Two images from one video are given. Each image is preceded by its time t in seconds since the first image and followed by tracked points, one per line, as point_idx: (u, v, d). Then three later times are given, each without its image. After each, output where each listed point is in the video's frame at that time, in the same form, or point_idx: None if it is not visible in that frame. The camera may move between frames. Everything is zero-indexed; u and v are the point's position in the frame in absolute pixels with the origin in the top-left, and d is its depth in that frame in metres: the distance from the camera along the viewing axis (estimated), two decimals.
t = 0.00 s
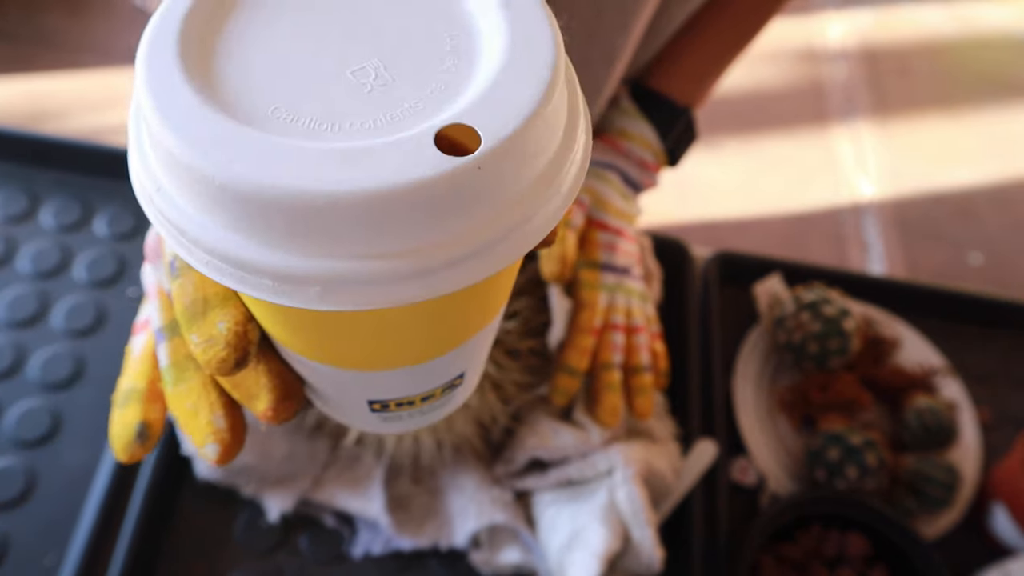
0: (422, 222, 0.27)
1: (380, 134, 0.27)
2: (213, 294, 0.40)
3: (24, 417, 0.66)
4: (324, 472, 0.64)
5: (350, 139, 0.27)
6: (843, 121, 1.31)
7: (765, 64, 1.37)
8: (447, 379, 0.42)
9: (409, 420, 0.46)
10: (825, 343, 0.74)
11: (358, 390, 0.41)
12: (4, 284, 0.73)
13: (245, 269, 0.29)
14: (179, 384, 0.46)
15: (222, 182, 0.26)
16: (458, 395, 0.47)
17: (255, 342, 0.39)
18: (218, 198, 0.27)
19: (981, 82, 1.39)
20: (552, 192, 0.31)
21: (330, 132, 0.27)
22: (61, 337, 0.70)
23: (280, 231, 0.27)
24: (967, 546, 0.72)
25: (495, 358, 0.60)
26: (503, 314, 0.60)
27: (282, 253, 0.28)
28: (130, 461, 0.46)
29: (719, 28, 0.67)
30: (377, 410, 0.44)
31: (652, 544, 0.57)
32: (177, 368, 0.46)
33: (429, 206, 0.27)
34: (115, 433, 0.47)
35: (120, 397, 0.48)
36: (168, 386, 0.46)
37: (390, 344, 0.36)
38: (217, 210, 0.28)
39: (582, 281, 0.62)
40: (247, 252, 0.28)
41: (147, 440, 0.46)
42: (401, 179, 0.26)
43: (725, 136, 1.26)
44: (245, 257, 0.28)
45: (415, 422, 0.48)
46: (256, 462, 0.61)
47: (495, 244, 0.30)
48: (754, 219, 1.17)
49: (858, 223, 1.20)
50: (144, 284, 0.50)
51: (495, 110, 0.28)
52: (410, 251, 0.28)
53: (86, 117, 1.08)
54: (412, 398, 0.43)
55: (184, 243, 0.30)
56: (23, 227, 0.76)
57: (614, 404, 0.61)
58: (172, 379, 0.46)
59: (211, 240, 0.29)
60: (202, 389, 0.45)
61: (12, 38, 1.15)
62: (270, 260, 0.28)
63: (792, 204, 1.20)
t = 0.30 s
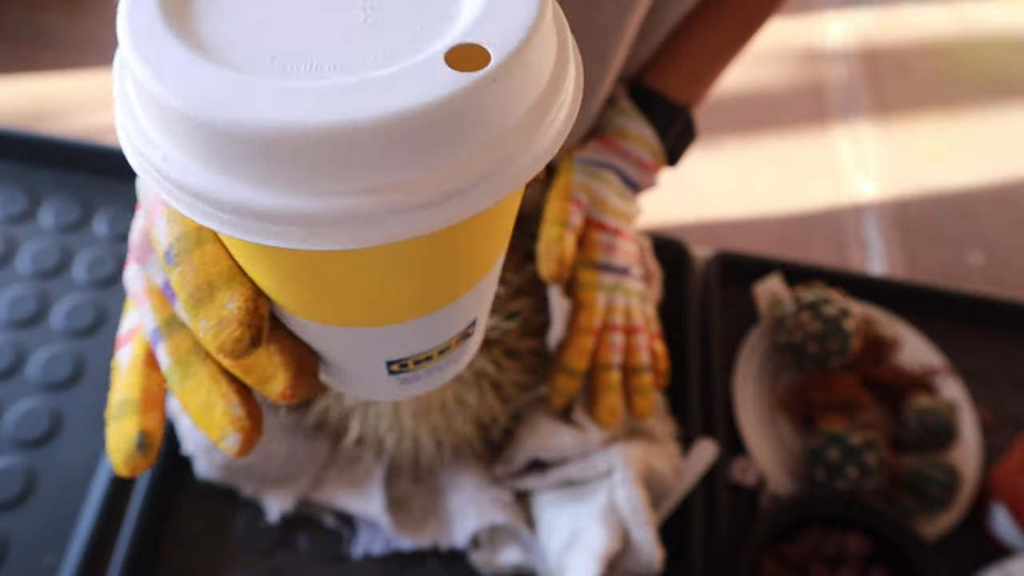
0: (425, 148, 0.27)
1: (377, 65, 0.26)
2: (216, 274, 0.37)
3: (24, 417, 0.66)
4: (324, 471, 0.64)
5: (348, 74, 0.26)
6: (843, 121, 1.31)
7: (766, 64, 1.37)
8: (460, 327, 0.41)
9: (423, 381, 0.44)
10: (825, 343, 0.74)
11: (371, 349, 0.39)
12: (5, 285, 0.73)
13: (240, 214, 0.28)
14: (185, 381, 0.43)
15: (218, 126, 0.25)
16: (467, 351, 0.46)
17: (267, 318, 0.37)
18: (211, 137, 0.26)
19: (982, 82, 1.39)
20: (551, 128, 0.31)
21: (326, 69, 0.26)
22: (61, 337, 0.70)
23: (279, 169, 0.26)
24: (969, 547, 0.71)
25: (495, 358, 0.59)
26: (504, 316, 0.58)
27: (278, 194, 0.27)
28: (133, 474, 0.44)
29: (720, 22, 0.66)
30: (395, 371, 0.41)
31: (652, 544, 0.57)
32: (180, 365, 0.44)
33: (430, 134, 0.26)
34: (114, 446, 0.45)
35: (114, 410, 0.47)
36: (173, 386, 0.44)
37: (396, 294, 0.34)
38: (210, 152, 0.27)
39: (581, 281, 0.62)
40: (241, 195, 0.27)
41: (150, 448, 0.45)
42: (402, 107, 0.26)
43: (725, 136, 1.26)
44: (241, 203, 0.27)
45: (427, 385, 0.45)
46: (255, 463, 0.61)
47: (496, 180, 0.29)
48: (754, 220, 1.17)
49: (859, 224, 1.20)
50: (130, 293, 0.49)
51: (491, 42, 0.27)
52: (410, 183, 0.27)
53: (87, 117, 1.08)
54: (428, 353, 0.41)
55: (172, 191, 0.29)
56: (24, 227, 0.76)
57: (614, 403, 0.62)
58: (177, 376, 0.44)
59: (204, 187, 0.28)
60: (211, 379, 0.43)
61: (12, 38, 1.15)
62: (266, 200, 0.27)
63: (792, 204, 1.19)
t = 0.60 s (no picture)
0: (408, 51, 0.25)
1: None
2: (167, 198, 0.34)
3: (24, 417, 0.66)
4: (324, 471, 0.65)
5: None
6: (843, 121, 1.31)
7: (766, 64, 1.36)
8: (403, 310, 0.38)
9: (362, 367, 0.42)
10: (826, 343, 0.74)
11: (311, 311, 0.37)
12: (4, 284, 0.73)
13: (208, 108, 0.26)
14: (116, 317, 0.40)
15: (205, 12, 0.25)
16: (415, 344, 0.43)
17: (207, 254, 0.34)
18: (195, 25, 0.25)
19: (981, 83, 1.39)
20: (537, 70, 0.30)
21: None
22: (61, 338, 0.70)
23: (256, 58, 0.25)
24: (968, 546, 0.72)
25: (495, 358, 0.58)
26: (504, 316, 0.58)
27: (253, 88, 0.25)
28: (41, 412, 0.42)
29: (721, 20, 0.64)
30: (327, 347, 0.39)
31: (652, 544, 0.57)
32: (114, 301, 0.41)
33: (414, 46, 0.25)
34: (28, 381, 0.43)
35: (38, 345, 0.44)
36: (103, 320, 0.41)
37: (349, 237, 0.32)
38: (191, 38, 0.25)
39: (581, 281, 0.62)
40: (213, 86, 0.26)
41: (63, 388, 0.43)
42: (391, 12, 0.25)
43: (724, 136, 1.26)
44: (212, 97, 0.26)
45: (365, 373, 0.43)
46: (255, 463, 0.62)
47: (479, 107, 0.28)
48: (754, 220, 1.16)
49: (859, 223, 1.20)
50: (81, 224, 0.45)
51: None
52: (385, 95, 0.26)
53: (86, 117, 1.08)
54: (368, 332, 0.39)
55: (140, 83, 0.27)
56: (24, 227, 0.76)
57: (614, 404, 0.61)
58: (108, 311, 0.40)
59: (176, 78, 0.26)
60: (139, 319, 0.40)
61: (11, 38, 1.15)
62: (239, 93, 0.25)
63: (792, 204, 1.19)
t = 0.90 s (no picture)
0: None
1: None
2: (174, 107, 0.31)
3: (24, 417, 0.65)
4: (324, 471, 0.65)
5: None
6: (843, 121, 1.31)
7: (766, 63, 1.36)
8: (414, 210, 0.37)
9: (375, 271, 0.41)
10: (827, 343, 0.74)
11: (322, 214, 0.35)
12: (5, 284, 0.73)
13: None
14: (129, 238, 0.37)
15: None
16: (425, 247, 0.42)
17: (219, 159, 0.31)
18: None
19: (982, 84, 1.39)
20: None
21: None
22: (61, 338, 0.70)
23: None
24: (968, 546, 0.72)
25: (495, 358, 0.58)
26: (503, 316, 0.57)
27: None
28: (55, 343, 0.39)
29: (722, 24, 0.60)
30: (343, 250, 0.38)
31: (652, 544, 0.57)
32: (126, 222, 0.38)
33: None
34: (39, 314, 0.39)
35: (47, 279, 0.41)
36: (115, 244, 0.38)
37: (355, 130, 0.30)
38: None
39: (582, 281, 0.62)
40: None
41: (78, 318, 0.39)
42: None
43: (724, 136, 1.25)
44: None
45: (376, 279, 0.42)
46: (255, 463, 0.62)
47: None
48: (754, 220, 1.17)
49: (859, 224, 1.20)
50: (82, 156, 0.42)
51: None
52: None
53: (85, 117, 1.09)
54: (383, 233, 0.37)
55: None
56: (24, 227, 0.76)
57: (614, 405, 0.61)
58: (120, 233, 0.37)
59: None
60: (155, 241, 0.37)
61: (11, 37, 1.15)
62: None
63: (792, 205, 1.20)
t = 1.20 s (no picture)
0: None
1: None
2: (120, 126, 0.32)
3: (25, 417, 0.66)
4: (325, 471, 0.65)
5: None
6: (842, 121, 1.31)
7: (766, 64, 1.36)
8: (347, 241, 0.36)
9: (311, 299, 0.39)
10: (824, 342, 0.75)
11: (253, 235, 0.34)
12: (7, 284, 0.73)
13: (127, 30, 0.25)
14: (79, 243, 0.37)
15: None
16: (364, 280, 0.40)
17: (159, 179, 0.32)
18: None
19: (981, 85, 1.39)
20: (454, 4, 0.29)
21: None
22: (62, 337, 0.70)
23: None
24: (966, 546, 0.72)
25: (495, 358, 0.58)
26: (503, 314, 0.58)
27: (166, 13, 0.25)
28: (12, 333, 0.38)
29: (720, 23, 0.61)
30: (276, 274, 0.37)
31: (652, 544, 0.57)
32: (79, 227, 0.37)
33: None
34: None
35: (11, 273, 0.40)
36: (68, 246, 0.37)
37: (285, 159, 0.31)
38: None
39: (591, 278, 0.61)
40: (132, 7, 0.25)
41: (34, 313, 0.38)
42: None
43: (724, 136, 1.26)
44: (130, 17, 0.25)
45: (318, 305, 0.40)
46: (256, 462, 0.62)
47: (395, 28, 0.27)
48: (753, 220, 1.17)
49: (858, 223, 1.20)
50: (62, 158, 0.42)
51: None
52: (298, 19, 0.25)
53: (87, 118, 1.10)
54: (312, 262, 0.36)
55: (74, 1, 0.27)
56: (26, 227, 0.77)
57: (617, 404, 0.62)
58: (72, 237, 0.37)
59: None
60: (103, 246, 0.36)
61: (13, 39, 1.16)
62: (157, 13, 0.25)
63: (791, 204, 1.20)
